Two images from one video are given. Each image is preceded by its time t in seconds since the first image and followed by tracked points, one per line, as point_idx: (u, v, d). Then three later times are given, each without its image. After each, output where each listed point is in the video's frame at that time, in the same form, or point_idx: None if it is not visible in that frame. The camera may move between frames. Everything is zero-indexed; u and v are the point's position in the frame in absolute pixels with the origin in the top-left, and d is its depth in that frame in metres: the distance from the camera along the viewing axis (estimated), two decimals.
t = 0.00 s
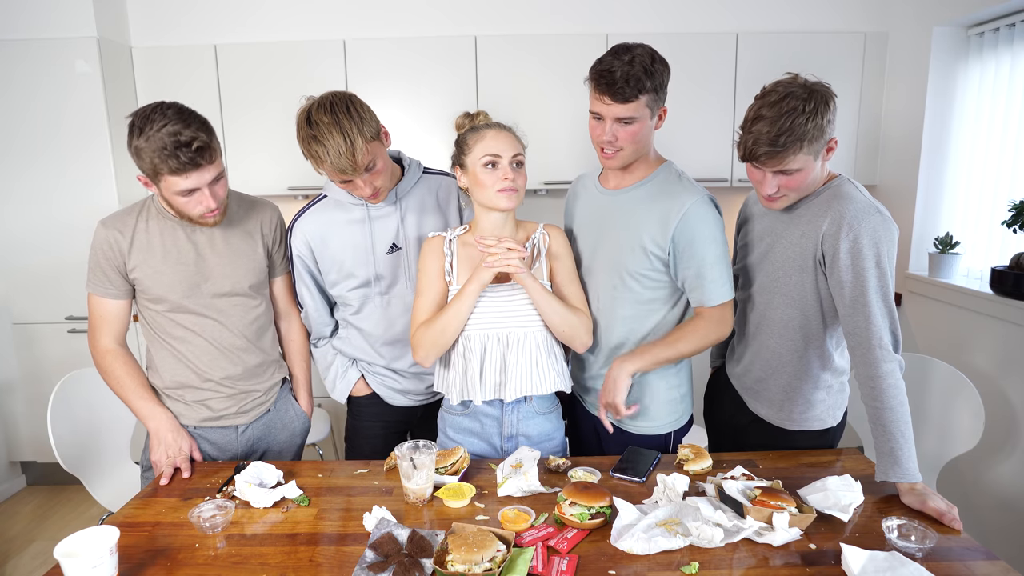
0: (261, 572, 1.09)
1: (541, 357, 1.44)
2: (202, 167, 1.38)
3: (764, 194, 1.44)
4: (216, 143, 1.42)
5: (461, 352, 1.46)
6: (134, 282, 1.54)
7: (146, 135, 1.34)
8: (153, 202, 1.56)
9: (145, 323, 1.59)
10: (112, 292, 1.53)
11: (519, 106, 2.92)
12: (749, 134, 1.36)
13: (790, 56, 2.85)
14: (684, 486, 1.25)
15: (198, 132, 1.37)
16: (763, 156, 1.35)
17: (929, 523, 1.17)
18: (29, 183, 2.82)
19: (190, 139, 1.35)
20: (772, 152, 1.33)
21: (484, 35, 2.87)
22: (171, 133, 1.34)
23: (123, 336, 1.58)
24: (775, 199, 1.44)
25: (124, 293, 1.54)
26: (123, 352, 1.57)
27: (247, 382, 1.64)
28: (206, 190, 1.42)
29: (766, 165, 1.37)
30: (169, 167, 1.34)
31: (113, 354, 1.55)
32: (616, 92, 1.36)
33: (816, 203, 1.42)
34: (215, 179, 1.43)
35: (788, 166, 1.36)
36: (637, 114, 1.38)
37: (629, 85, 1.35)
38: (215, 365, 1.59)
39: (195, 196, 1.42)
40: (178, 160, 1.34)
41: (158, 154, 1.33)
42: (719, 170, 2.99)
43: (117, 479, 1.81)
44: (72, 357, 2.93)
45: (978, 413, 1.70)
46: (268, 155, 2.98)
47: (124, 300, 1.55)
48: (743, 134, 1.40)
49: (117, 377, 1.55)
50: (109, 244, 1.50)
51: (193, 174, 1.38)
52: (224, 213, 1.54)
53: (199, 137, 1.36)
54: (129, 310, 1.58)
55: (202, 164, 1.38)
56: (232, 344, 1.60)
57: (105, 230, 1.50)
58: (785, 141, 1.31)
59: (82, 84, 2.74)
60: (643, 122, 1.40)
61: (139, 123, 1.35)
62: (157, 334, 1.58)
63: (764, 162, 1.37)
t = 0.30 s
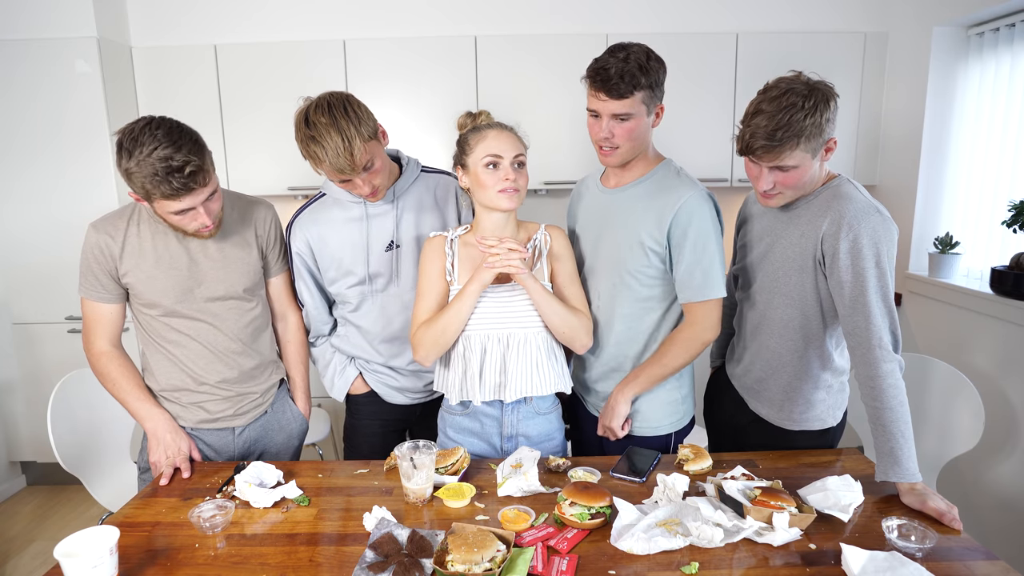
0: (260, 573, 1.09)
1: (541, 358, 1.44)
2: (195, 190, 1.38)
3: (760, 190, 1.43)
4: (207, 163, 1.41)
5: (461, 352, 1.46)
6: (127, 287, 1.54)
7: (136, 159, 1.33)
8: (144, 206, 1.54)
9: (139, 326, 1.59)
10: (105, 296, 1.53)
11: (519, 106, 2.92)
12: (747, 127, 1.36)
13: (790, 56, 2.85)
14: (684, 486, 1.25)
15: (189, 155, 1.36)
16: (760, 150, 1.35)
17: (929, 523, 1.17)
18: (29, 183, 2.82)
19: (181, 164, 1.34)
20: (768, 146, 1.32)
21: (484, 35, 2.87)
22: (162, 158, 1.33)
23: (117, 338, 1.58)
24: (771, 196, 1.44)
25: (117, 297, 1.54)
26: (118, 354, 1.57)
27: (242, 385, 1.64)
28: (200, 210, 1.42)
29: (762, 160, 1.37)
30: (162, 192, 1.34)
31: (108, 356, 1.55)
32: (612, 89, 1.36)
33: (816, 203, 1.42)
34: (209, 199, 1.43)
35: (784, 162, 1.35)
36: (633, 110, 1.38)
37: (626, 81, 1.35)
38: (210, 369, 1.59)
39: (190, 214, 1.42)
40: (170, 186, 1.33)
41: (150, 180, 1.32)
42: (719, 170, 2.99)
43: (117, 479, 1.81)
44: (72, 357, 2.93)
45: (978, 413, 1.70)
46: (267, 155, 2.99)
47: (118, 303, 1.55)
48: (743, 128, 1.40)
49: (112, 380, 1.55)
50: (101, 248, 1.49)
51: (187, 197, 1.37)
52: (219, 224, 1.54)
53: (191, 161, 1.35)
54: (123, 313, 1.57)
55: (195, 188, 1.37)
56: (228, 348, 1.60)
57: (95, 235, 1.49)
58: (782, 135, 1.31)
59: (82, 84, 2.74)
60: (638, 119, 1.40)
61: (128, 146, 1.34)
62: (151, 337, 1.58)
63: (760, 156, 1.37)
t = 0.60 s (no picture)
0: (260, 573, 1.09)
1: (543, 358, 1.44)
2: (192, 172, 1.38)
3: (756, 176, 1.43)
4: (202, 147, 1.41)
5: (463, 352, 1.46)
6: (125, 285, 1.54)
7: (130, 144, 1.33)
8: (141, 204, 1.54)
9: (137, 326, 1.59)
10: (101, 295, 1.52)
11: (519, 106, 2.92)
12: (750, 108, 1.37)
13: (790, 56, 2.85)
14: (684, 486, 1.25)
15: (184, 137, 1.36)
16: (760, 130, 1.36)
17: (929, 522, 1.17)
18: (29, 183, 2.82)
19: (177, 145, 1.34)
20: (768, 125, 1.33)
21: (484, 35, 2.87)
22: (157, 140, 1.33)
23: (116, 339, 1.57)
24: (766, 184, 1.43)
25: (115, 297, 1.54)
26: (116, 355, 1.56)
27: (242, 383, 1.64)
28: (197, 195, 1.41)
29: (761, 143, 1.38)
30: (158, 174, 1.33)
31: (106, 356, 1.55)
32: (600, 89, 1.40)
33: (815, 202, 1.42)
34: (205, 183, 1.42)
35: (781, 146, 1.36)
36: (617, 112, 1.39)
37: (614, 79, 1.38)
38: (211, 368, 1.59)
39: (186, 199, 1.41)
40: (167, 167, 1.33)
41: (146, 162, 1.32)
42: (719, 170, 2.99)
43: (117, 479, 1.81)
44: (72, 356, 2.93)
45: (978, 412, 1.70)
46: (267, 155, 2.99)
47: (115, 302, 1.55)
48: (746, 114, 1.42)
49: (111, 380, 1.54)
50: (98, 246, 1.49)
51: (184, 178, 1.37)
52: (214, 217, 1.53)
53: (186, 142, 1.35)
54: (121, 313, 1.57)
55: (191, 169, 1.37)
56: (228, 346, 1.60)
57: (93, 233, 1.49)
58: (782, 116, 1.32)
59: (82, 84, 2.74)
60: (624, 121, 1.40)
61: (123, 132, 1.34)
62: (150, 336, 1.58)
63: (760, 138, 1.37)
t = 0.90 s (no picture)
0: (260, 573, 1.09)
1: (545, 358, 1.44)
2: (200, 140, 1.44)
3: (757, 166, 1.45)
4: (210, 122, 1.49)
5: (464, 351, 1.46)
6: (135, 279, 1.54)
7: (143, 116, 1.41)
8: (152, 201, 1.57)
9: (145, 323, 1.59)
10: (113, 290, 1.53)
11: (519, 106, 2.92)
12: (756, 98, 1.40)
13: (790, 56, 2.85)
14: (684, 486, 1.25)
15: (192, 107, 1.45)
16: (765, 120, 1.38)
17: (929, 522, 1.17)
18: (29, 183, 2.82)
19: (187, 112, 1.42)
20: (773, 114, 1.36)
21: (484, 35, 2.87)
22: (168, 109, 1.41)
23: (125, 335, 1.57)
24: (767, 175, 1.44)
25: (125, 293, 1.54)
26: (125, 352, 1.56)
27: (249, 378, 1.64)
28: (204, 166, 1.46)
29: (765, 133, 1.40)
30: (168, 140, 1.40)
31: (116, 353, 1.54)
32: (611, 83, 1.41)
33: (816, 201, 1.42)
34: (213, 156, 1.48)
35: (785, 136, 1.37)
36: (627, 108, 1.40)
37: (623, 71, 1.40)
38: (219, 363, 1.59)
39: (193, 172, 1.45)
40: (177, 132, 1.40)
41: (157, 128, 1.39)
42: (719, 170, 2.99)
43: (117, 479, 1.81)
44: (72, 356, 2.93)
45: (978, 412, 1.70)
46: (267, 155, 2.99)
47: (126, 297, 1.55)
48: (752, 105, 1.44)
49: (120, 377, 1.53)
50: (109, 242, 1.50)
51: (192, 147, 1.43)
52: (220, 201, 1.57)
53: (195, 111, 1.44)
54: (131, 309, 1.57)
55: (199, 136, 1.44)
56: (237, 342, 1.60)
57: (105, 228, 1.50)
58: (787, 105, 1.34)
59: (82, 84, 2.74)
60: (635, 116, 1.40)
61: (137, 105, 1.42)
62: (159, 332, 1.58)
63: (765, 128, 1.39)
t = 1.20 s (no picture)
0: (260, 572, 1.09)
1: (546, 358, 1.44)
2: (211, 128, 1.48)
3: (765, 159, 1.45)
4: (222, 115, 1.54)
5: (464, 350, 1.46)
6: (147, 274, 1.55)
7: (159, 103, 1.46)
8: (166, 199, 1.59)
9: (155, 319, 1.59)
10: (129, 284, 1.54)
11: (519, 105, 2.92)
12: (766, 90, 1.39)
13: (790, 56, 2.85)
14: (684, 486, 1.25)
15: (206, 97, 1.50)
16: (775, 112, 1.38)
17: (929, 522, 1.17)
18: (29, 183, 2.82)
19: (200, 101, 1.47)
20: (783, 106, 1.36)
21: (484, 35, 2.87)
22: (183, 97, 1.46)
23: (136, 331, 1.58)
24: (774, 168, 1.44)
25: (138, 288, 1.55)
26: (135, 347, 1.56)
27: (253, 374, 1.64)
28: (213, 154, 1.49)
29: (775, 125, 1.39)
30: (181, 124, 1.44)
31: (126, 348, 1.55)
32: (618, 79, 1.41)
33: (821, 200, 1.43)
34: (222, 147, 1.52)
35: (794, 130, 1.37)
36: (634, 103, 1.40)
37: (631, 65, 1.40)
38: (223, 361, 1.59)
39: (202, 160, 1.48)
40: (190, 117, 1.44)
41: (171, 113, 1.43)
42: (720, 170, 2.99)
43: (117, 479, 1.81)
44: (72, 357, 2.93)
45: (979, 413, 1.70)
46: (271, 154, 2.99)
47: (138, 293, 1.55)
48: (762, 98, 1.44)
49: (127, 372, 1.54)
50: (124, 238, 1.52)
51: (203, 134, 1.47)
52: (228, 193, 1.58)
53: (207, 101, 1.49)
54: (143, 306, 1.58)
55: (211, 124, 1.48)
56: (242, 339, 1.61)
57: (120, 225, 1.52)
58: (798, 98, 1.34)
59: (81, 84, 2.74)
60: (641, 111, 1.40)
61: (154, 94, 1.47)
62: (166, 328, 1.58)
63: (774, 120, 1.39)
